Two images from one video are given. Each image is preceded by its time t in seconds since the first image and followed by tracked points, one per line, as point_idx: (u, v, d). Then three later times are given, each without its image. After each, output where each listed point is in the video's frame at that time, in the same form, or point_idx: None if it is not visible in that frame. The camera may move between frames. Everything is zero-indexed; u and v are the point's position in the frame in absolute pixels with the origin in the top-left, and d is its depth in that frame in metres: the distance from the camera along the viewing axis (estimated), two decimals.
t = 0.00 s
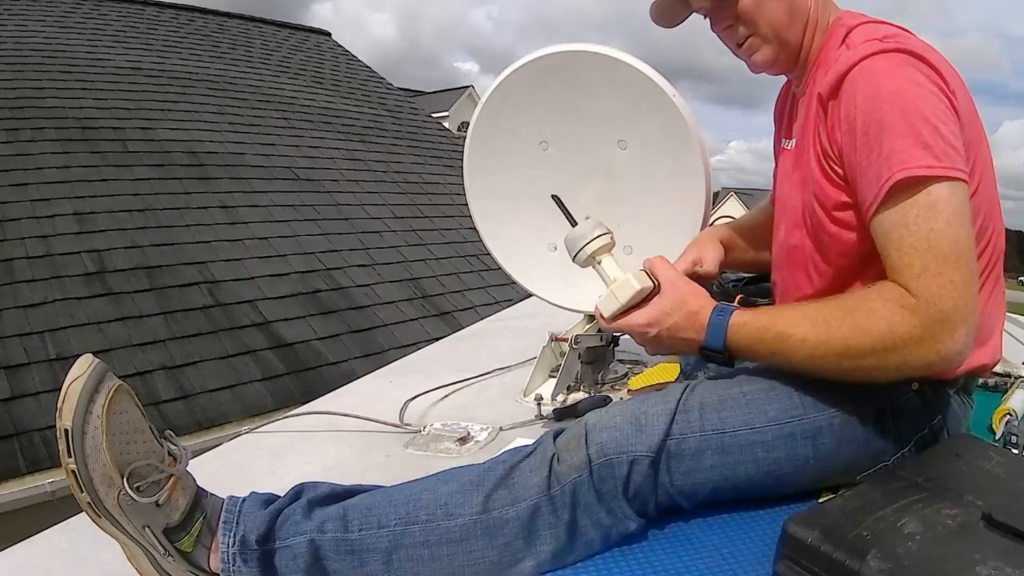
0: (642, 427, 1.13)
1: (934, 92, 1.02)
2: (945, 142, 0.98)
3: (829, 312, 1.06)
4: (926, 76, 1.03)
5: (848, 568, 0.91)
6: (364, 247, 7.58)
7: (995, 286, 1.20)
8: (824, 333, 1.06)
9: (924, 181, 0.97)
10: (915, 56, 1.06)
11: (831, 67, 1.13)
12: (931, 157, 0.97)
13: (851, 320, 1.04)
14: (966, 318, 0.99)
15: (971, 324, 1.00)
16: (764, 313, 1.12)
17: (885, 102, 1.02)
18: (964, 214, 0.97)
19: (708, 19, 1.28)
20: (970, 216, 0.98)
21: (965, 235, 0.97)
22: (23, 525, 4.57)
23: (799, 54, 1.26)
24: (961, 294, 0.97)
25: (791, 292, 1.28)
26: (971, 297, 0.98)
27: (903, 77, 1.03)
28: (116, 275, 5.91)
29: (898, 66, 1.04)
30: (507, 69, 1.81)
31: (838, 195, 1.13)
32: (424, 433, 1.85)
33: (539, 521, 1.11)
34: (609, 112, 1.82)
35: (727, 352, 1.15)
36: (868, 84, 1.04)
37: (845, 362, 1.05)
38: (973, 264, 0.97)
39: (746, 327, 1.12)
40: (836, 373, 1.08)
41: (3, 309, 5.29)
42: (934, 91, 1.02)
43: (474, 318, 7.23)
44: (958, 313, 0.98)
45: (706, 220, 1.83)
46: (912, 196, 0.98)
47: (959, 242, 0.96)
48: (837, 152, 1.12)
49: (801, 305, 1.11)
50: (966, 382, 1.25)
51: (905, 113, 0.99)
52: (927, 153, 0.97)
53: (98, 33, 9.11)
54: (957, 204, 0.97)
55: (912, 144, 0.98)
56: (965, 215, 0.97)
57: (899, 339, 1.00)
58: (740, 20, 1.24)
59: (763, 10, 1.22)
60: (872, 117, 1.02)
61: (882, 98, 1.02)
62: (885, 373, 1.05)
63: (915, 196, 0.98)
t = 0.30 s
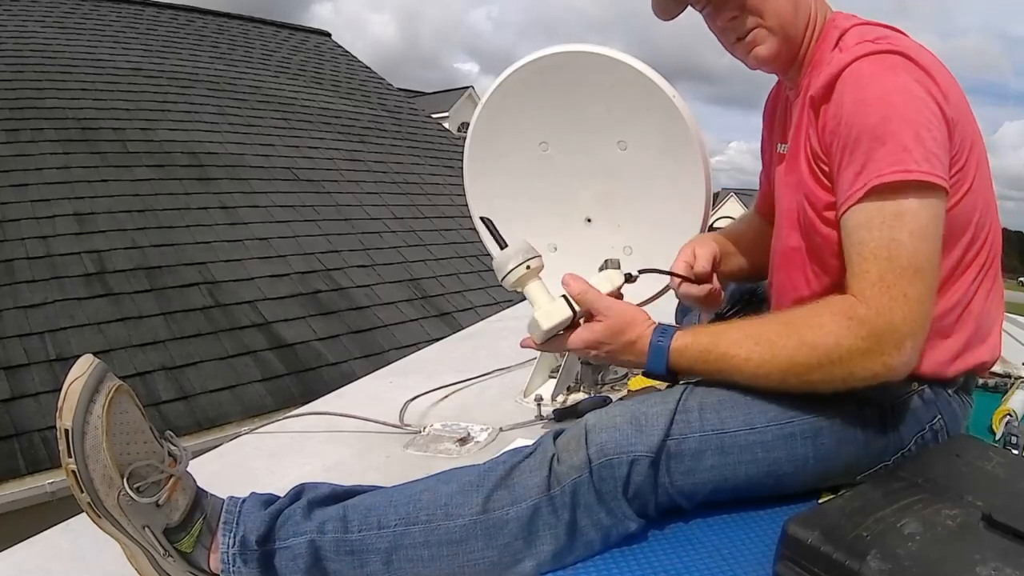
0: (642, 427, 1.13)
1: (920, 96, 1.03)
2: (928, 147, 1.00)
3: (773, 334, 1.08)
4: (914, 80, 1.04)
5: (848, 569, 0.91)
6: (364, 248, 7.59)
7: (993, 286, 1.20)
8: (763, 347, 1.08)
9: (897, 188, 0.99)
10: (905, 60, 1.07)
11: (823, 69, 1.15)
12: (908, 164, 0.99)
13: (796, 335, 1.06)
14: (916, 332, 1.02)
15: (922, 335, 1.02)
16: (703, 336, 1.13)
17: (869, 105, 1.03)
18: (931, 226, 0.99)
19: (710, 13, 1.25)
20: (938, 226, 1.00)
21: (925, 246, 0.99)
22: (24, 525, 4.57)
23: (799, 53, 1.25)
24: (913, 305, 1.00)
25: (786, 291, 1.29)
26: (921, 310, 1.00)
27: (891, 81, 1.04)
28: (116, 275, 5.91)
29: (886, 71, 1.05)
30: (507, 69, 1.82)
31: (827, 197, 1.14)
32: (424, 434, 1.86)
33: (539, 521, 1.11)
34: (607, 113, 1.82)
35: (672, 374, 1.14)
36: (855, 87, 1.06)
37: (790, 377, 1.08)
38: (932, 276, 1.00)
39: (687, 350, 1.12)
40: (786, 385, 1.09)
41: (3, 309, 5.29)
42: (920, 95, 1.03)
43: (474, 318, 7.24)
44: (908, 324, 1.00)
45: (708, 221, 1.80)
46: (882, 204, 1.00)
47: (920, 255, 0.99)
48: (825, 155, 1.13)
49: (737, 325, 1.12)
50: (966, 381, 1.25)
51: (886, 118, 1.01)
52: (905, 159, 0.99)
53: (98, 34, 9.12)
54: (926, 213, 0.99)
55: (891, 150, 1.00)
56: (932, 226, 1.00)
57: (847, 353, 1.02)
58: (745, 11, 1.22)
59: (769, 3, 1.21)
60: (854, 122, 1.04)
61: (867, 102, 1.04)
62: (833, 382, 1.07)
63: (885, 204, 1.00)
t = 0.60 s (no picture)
0: (640, 426, 1.12)
1: (895, 102, 1.03)
2: (901, 154, 1.00)
3: (730, 335, 1.10)
4: (890, 85, 1.05)
5: (848, 569, 0.91)
6: (364, 248, 7.59)
7: (990, 285, 1.19)
8: (723, 343, 1.11)
9: (865, 196, 1.00)
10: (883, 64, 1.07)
11: (806, 75, 1.16)
12: (880, 170, 1.00)
13: (753, 335, 1.08)
14: (871, 340, 1.02)
15: (880, 345, 1.02)
16: (673, 324, 1.16)
17: (843, 113, 1.04)
18: (898, 235, 1.00)
19: (701, 30, 1.27)
20: (906, 234, 1.00)
21: (889, 255, 0.99)
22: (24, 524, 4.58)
23: (794, 65, 1.26)
24: (869, 313, 1.00)
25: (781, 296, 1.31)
26: (879, 318, 1.00)
27: (867, 88, 1.05)
28: (116, 275, 5.91)
29: (862, 77, 1.06)
30: (508, 69, 1.82)
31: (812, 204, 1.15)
32: (424, 434, 1.85)
33: (539, 520, 1.11)
34: (606, 112, 1.82)
35: (646, 358, 1.19)
36: (830, 94, 1.07)
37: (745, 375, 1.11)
38: (894, 285, 1.00)
39: (658, 338, 1.16)
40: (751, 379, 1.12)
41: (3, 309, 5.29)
42: (895, 101, 1.04)
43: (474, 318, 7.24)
44: (860, 332, 1.01)
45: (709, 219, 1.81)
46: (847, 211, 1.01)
47: (881, 263, 0.99)
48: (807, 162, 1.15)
49: (703, 318, 1.14)
50: (964, 381, 1.25)
51: (860, 125, 1.02)
52: (876, 167, 1.00)
53: (98, 34, 9.12)
54: (891, 222, 1.00)
55: (862, 158, 1.01)
56: (898, 235, 1.00)
57: (802, 356, 1.05)
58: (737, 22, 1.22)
59: (762, 13, 1.22)
60: (828, 128, 1.05)
61: (842, 109, 1.05)
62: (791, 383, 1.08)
63: (850, 210, 1.01)
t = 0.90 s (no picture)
0: (640, 426, 1.12)
1: (871, 105, 1.04)
2: (880, 157, 1.01)
3: (719, 351, 1.11)
4: (865, 89, 1.05)
5: (848, 569, 0.91)
6: (363, 247, 7.59)
7: (981, 282, 1.20)
8: (715, 360, 1.12)
9: (847, 204, 1.00)
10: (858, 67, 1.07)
11: (781, 85, 1.16)
12: (858, 177, 1.00)
13: (743, 350, 1.09)
14: (865, 347, 1.02)
15: (875, 351, 1.02)
16: (659, 345, 1.17)
17: (819, 121, 1.04)
18: (883, 241, 1.00)
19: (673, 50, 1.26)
20: (892, 239, 1.01)
21: (877, 261, 1.00)
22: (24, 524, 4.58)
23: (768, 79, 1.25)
24: (860, 321, 1.00)
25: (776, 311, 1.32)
26: (870, 326, 1.01)
27: (842, 93, 1.05)
28: (116, 275, 5.91)
29: (837, 82, 1.06)
30: (508, 69, 1.83)
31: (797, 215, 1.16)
32: (424, 433, 1.85)
33: (538, 521, 1.11)
34: (605, 111, 1.82)
35: (637, 381, 1.20)
36: (806, 104, 1.07)
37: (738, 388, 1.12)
38: (884, 291, 1.00)
39: (648, 360, 1.17)
40: (742, 394, 1.12)
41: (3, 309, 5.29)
42: (871, 104, 1.04)
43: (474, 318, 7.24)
44: (852, 341, 1.01)
45: (710, 220, 1.75)
46: (831, 220, 1.01)
47: (869, 270, 1.00)
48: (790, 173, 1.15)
49: (691, 339, 1.16)
50: (962, 378, 1.26)
51: (837, 132, 1.02)
52: (855, 173, 1.00)
53: (98, 34, 9.12)
54: (876, 229, 1.00)
55: (840, 165, 1.01)
56: (884, 242, 1.00)
57: (796, 366, 1.04)
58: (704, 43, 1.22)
59: (730, 30, 1.21)
60: (805, 137, 1.06)
61: (818, 117, 1.05)
62: (784, 392, 1.09)
63: (833, 220, 1.01)
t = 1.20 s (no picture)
0: (639, 428, 1.12)
1: (865, 107, 1.04)
2: (874, 158, 1.01)
3: (709, 353, 1.11)
4: (861, 90, 1.05)
5: (848, 569, 0.91)
6: (364, 248, 7.59)
7: (980, 282, 1.20)
8: (706, 362, 1.12)
9: (841, 203, 1.01)
10: (853, 68, 1.07)
11: (778, 87, 1.16)
12: (852, 177, 1.00)
13: (736, 350, 1.09)
14: (857, 347, 1.02)
15: (866, 351, 1.03)
16: (650, 343, 1.17)
17: (814, 122, 1.05)
18: (875, 242, 1.00)
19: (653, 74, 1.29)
20: (885, 240, 1.01)
21: (870, 261, 1.00)
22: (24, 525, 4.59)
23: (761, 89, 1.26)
24: (853, 320, 1.01)
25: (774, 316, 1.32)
26: (861, 326, 1.01)
27: (837, 95, 1.05)
28: (116, 276, 5.91)
29: (832, 84, 1.06)
30: (507, 70, 1.82)
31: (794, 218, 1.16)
32: (425, 434, 1.85)
33: (539, 522, 1.11)
34: (605, 111, 1.83)
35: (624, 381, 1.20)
36: (801, 105, 1.08)
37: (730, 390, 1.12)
38: (877, 292, 1.00)
39: (639, 356, 1.16)
40: (734, 394, 1.12)
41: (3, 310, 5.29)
42: (866, 106, 1.04)
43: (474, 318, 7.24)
44: (845, 341, 1.01)
45: (709, 220, 1.77)
46: (824, 220, 1.02)
47: (862, 271, 1.00)
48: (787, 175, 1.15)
49: (682, 337, 1.15)
50: (962, 377, 1.26)
51: (831, 133, 1.03)
52: (849, 173, 1.01)
53: (98, 34, 9.13)
54: (869, 229, 1.00)
55: (834, 166, 1.02)
56: (877, 242, 1.00)
57: (787, 366, 1.05)
58: (677, 82, 1.28)
59: (703, 65, 1.24)
60: (802, 137, 1.06)
61: (812, 118, 1.05)
62: (775, 393, 1.09)
63: (827, 220, 1.01)
